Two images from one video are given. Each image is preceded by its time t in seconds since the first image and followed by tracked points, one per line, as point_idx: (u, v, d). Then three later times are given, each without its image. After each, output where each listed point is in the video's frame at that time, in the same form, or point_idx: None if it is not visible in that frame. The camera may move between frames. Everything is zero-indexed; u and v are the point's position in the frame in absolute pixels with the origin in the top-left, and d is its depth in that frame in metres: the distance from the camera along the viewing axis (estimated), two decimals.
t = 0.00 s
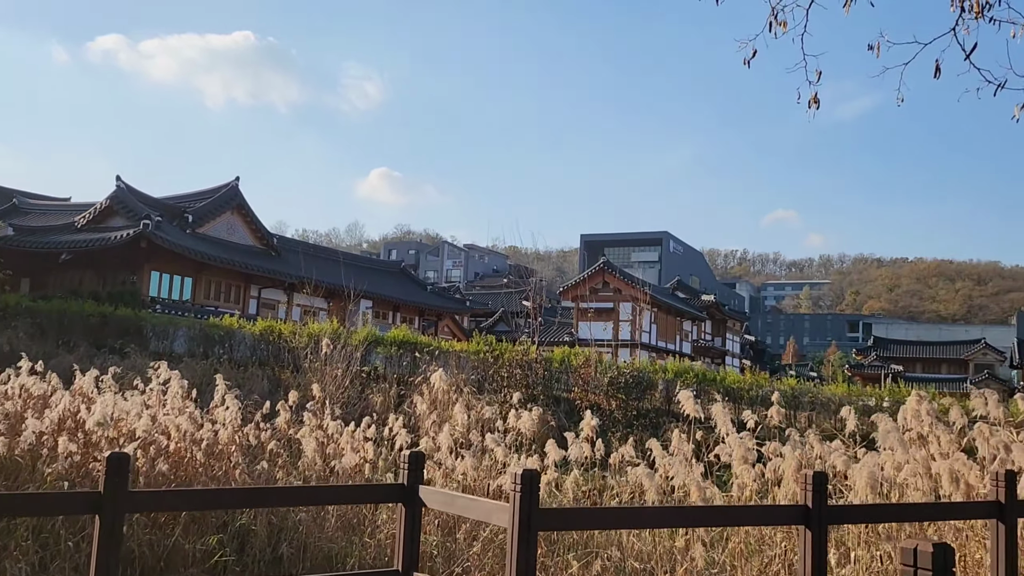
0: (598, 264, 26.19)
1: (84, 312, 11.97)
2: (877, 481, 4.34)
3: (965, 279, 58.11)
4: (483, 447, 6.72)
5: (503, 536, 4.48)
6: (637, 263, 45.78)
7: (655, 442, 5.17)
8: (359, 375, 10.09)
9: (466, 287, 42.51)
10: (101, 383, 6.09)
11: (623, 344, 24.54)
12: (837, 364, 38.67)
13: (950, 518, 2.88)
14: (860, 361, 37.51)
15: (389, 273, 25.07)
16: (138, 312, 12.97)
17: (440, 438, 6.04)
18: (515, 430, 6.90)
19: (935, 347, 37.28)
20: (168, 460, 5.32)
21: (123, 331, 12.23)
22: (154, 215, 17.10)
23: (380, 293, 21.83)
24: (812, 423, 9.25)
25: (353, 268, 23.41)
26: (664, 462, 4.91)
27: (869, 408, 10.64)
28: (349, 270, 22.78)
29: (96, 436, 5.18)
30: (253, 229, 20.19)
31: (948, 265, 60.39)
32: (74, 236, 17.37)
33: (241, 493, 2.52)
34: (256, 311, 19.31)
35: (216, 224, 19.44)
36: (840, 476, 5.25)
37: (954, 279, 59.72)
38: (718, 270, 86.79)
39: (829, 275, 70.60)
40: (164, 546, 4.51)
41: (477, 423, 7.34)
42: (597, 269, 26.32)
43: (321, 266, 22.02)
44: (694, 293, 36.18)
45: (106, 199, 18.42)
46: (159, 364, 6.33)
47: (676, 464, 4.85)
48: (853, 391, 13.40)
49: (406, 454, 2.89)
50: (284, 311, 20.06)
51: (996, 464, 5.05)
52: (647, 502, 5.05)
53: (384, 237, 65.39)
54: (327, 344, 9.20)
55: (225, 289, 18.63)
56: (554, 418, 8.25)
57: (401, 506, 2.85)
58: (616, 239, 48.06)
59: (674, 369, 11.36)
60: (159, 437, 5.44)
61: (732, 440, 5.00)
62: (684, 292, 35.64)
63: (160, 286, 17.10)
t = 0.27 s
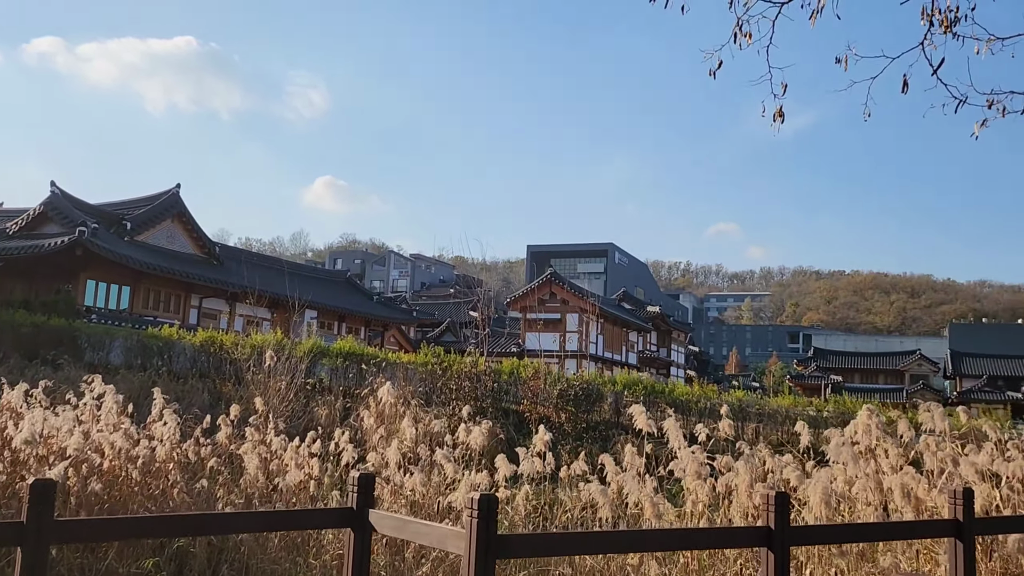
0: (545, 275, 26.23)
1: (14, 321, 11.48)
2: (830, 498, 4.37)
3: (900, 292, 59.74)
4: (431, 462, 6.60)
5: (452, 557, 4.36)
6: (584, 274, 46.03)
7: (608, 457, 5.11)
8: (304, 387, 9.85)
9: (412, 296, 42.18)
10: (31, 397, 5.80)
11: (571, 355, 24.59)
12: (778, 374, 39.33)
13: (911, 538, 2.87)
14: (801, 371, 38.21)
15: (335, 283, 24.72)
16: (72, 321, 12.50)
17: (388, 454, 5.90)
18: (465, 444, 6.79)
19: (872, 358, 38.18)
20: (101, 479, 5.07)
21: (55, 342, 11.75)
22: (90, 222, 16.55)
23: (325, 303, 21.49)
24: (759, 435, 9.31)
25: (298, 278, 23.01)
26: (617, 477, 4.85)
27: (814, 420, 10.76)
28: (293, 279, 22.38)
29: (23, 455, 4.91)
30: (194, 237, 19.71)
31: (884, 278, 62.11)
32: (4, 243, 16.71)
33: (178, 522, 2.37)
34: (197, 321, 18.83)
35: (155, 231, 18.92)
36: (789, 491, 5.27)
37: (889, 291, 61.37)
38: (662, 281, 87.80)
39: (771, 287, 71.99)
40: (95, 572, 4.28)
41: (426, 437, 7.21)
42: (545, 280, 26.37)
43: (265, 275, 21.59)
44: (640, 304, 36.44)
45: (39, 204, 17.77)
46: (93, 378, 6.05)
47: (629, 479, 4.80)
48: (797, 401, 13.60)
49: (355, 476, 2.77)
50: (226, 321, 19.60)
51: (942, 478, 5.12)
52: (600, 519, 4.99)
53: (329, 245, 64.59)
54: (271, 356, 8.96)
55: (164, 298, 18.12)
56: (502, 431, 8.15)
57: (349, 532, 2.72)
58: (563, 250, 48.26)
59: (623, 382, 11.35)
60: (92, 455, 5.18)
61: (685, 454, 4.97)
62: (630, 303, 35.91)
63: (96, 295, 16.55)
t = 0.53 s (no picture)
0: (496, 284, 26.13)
1: None
2: (790, 508, 4.35)
3: (842, 302, 61.07)
4: (384, 474, 6.43)
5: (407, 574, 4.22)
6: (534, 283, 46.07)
7: (566, 468, 5.02)
8: (251, 397, 9.58)
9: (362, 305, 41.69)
10: None
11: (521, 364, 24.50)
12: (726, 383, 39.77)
13: (880, 548, 2.82)
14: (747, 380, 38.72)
15: (282, 291, 24.27)
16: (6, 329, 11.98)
17: (340, 466, 5.71)
18: (419, 455, 6.62)
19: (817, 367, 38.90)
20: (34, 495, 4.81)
21: None
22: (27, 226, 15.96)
23: (273, 311, 21.06)
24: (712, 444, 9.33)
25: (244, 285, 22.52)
26: (576, 489, 4.76)
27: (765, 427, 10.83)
28: (239, 287, 21.90)
29: None
30: (136, 243, 19.15)
31: (826, 288, 63.42)
32: None
33: (119, 542, 2.19)
34: (139, 330, 18.28)
35: (96, 237, 18.34)
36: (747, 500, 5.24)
37: (833, 301, 62.62)
38: (612, 290, 88.39)
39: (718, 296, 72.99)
40: None
41: (379, 448, 7.03)
42: (496, 289, 26.27)
43: (210, 283, 21.09)
44: (590, 313, 36.58)
45: None
46: (26, 388, 5.76)
47: (588, 490, 4.71)
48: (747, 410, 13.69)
49: (310, 489, 2.62)
50: (169, 330, 19.08)
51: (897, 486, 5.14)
52: (558, 532, 4.89)
53: (277, 253, 63.58)
54: (217, 365, 8.68)
55: (104, 306, 17.56)
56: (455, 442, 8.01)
57: (303, 550, 2.57)
58: (513, 259, 48.28)
59: (576, 391, 11.27)
60: (26, 469, 4.91)
61: (645, 465, 4.90)
62: (580, 312, 36.00)
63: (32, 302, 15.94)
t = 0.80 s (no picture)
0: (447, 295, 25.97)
1: None
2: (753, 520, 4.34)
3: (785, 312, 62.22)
4: (338, 490, 6.25)
5: None
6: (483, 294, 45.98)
7: (527, 482, 4.93)
8: (197, 411, 9.27)
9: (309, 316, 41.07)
10: None
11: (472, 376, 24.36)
12: (674, 393, 40.15)
13: (855, 563, 2.80)
14: (695, 390, 39.15)
15: (228, 303, 23.75)
16: None
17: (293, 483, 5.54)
18: (374, 470, 6.46)
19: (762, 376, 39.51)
20: None
21: None
22: None
23: (218, 323, 20.58)
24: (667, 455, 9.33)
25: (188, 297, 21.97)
26: (538, 503, 4.67)
27: (718, 438, 10.89)
28: (183, 299, 21.36)
29: None
30: (75, 253, 18.55)
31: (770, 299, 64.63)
32: None
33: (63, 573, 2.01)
34: (78, 343, 17.67)
35: (32, 247, 17.71)
36: (708, 512, 5.21)
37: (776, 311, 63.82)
38: (560, 301, 88.73)
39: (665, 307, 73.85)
40: None
41: (331, 464, 6.85)
42: (446, 300, 26.11)
43: (152, 294, 20.52)
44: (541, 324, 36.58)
45: None
46: None
47: (551, 505, 4.62)
48: (697, 420, 13.78)
49: (270, 512, 2.48)
50: (109, 343, 18.49)
51: (856, 496, 5.16)
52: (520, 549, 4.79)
53: (221, 264, 62.36)
54: (161, 379, 8.39)
55: (41, 318, 16.93)
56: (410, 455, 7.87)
57: None
58: (463, 270, 48.14)
59: (530, 403, 11.20)
60: None
61: (607, 478, 4.83)
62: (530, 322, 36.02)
63: None
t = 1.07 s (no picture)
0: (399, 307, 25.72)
1: None
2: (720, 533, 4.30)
3: (734, 323, 63.12)
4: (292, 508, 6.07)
5: None
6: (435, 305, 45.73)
7: (491, 498, 4.82)
8: (145, 427, 8.96)
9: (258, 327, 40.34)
10: None
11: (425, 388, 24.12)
12: (626, 404, 40.32)
13: None
14: (646, 401, 39.40)
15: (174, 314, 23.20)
16: None
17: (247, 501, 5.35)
18: (331, 486, 6.29)
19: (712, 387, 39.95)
20: None
21: None
22: None
23: (164, 336, 20.06)
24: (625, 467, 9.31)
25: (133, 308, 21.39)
26: (502, 519, 4.58)
27: (675, 450, 10.91)
28: (128, 310, 20.79)
29: None
30: (15, 263, 17.93)
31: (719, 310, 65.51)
32: None
33: None
34: (16, 356, 17.05)
35: None
36: (671, 526, 5.16)
37: (725, 322, 64.69)
38: (512, 313, 88.72)
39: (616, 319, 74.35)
40: None
41: (286, 481, 6.65)
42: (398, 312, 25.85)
43: (96, 305, 19.93)
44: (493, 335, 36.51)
45: None
46: None
47: (516, 520, 4.53)
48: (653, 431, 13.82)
49: (232, 536, 2.34)
50: (50, 356, 17.88)
51: (819, 508, 5.17)
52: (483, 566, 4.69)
53: (166, 275, 60.95)
54: (106, 394, 8.09)
55: None
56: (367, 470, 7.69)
57: None
58: (415, 281, 47.82)
59: (487, 415, 11.09)
60: None
61: (572, 493, 4.77)
62: (483, 334, 35.90)
63: None
